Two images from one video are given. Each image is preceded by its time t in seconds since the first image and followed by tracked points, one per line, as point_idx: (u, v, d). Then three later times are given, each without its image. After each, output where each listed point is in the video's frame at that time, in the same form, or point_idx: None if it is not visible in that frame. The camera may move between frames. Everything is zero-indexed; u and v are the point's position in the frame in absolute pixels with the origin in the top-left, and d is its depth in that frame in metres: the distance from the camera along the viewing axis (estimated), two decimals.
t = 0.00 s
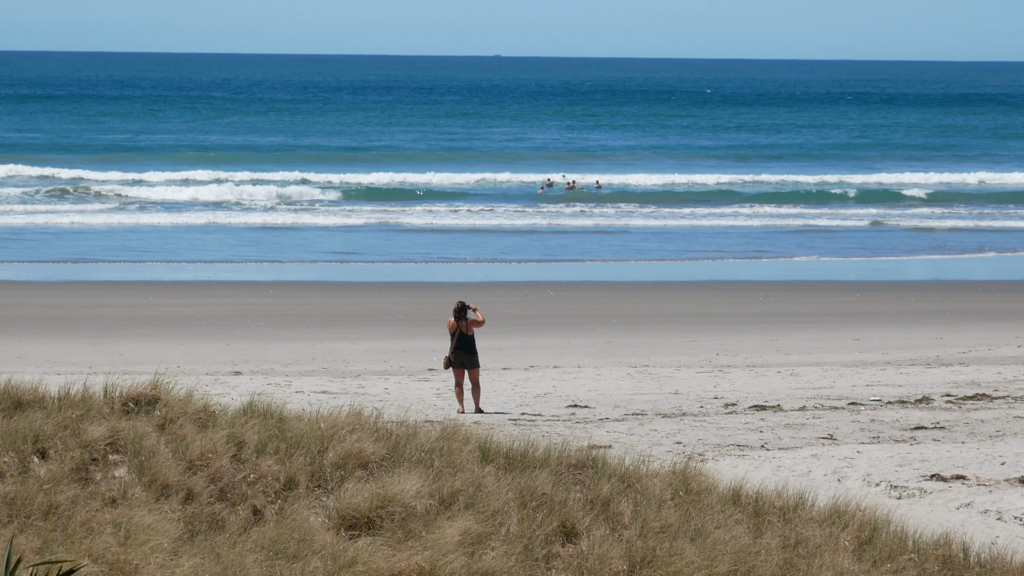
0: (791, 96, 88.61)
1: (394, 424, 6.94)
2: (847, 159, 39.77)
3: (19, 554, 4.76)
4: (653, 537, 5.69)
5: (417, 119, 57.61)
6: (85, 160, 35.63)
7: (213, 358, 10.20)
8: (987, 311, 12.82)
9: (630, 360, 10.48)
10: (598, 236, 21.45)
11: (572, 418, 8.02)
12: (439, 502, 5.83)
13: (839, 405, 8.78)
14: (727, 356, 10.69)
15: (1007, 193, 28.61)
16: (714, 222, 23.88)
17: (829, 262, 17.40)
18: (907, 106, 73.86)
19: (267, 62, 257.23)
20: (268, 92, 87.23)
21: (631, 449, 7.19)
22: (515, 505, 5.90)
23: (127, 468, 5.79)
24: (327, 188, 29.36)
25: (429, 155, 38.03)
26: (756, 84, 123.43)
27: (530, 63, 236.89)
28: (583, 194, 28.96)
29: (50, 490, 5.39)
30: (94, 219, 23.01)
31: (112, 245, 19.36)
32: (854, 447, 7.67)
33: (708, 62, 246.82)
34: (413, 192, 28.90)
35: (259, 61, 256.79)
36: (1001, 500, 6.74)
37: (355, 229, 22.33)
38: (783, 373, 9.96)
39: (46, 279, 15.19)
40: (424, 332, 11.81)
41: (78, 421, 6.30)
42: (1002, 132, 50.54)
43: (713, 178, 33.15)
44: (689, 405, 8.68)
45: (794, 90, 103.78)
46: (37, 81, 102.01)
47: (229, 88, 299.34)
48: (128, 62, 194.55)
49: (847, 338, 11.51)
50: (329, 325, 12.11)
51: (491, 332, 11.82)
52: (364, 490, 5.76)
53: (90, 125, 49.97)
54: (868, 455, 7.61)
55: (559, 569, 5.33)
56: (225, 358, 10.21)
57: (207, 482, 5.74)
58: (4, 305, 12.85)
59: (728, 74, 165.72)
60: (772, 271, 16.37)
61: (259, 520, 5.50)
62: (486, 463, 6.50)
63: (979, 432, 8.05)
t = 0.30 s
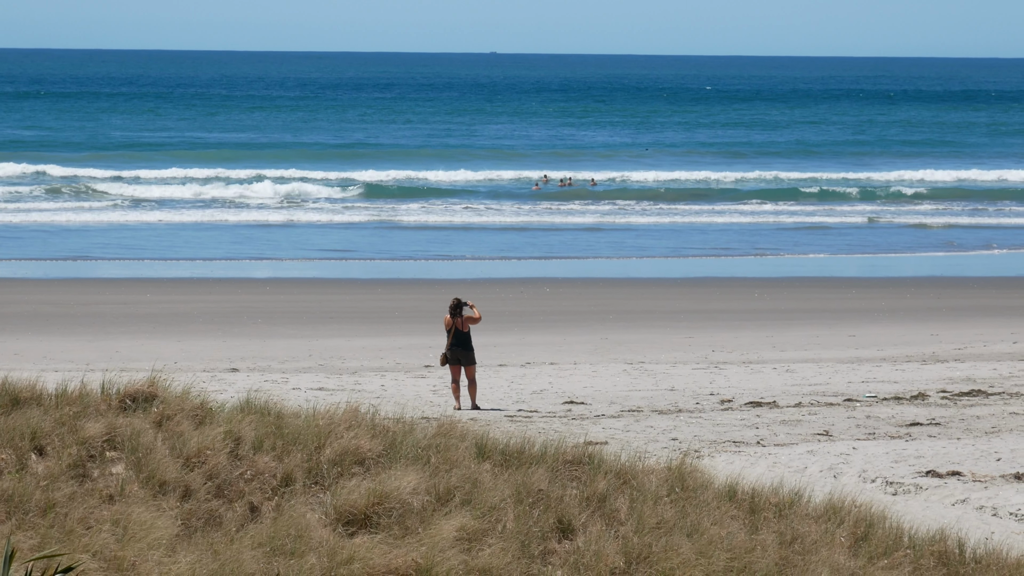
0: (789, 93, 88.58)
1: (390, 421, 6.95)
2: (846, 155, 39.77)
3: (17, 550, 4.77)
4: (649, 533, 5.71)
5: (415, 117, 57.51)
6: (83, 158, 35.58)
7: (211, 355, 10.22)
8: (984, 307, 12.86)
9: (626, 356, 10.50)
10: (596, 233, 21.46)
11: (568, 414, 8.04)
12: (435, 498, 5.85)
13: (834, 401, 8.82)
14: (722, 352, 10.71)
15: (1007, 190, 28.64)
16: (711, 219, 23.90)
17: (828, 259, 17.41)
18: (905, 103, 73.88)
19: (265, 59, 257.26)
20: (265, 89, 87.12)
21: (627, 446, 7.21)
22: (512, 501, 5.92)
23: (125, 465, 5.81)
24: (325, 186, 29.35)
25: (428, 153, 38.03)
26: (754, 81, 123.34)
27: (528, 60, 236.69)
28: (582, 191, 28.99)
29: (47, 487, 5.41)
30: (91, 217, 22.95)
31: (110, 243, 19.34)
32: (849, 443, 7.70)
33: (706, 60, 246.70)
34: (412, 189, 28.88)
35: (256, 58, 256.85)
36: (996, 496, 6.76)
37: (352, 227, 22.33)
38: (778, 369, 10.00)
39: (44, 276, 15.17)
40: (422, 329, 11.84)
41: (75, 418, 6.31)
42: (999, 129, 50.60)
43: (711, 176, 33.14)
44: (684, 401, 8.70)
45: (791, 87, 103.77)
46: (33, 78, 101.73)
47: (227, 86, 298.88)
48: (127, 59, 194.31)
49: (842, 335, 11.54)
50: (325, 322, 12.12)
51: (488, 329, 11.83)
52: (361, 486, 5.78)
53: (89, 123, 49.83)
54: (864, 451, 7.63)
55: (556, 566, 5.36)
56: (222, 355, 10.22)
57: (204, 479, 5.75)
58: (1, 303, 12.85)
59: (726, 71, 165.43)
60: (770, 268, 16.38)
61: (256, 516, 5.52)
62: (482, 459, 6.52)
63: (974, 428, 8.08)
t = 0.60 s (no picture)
0: (784, 93, 88.72)
1: (387, 419, 6.98)
2: (841, 156, 39.83)
3: (16, 548, 4.80)
4: (644, 531, 5.75)
5: (412, 117, 57.46)
6: (79, 158, 35.52)
7: (209, 354, 10.23)
8: (977, 306, 12.93)
9: (621, 355, 10.53)
10: (591, 232, 21.49)
11: (564, 412, 8.08)
12: (432, 496, 5.88)
13: (828, 399, 8.86)
14: (718, 351, 10.75)
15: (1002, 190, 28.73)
16: (706, 218, 23.95)
17: (823, 258, 17.45)
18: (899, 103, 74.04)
19: (261, 58, 256.72)
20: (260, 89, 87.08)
21: (622, 444, 7.25)
22: (507, 499, 5.95)
23: (123, 463, 5.83)
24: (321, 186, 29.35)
25: (424, 152, 38.02)
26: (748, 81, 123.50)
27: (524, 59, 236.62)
28: (577, 190, 29.01)
29: (45, 484, 5.43)
30: (88, 216, 22.90)
31: (107, 242, 19.30)
32: (843, 441, 7.75)
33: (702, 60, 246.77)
34: (408, 189, 28.84)
35: (254, 57, 256.13)
36: (988, 493, 6.81)
37: (348, 226, 22.33)
38: (773, 367, 10.04)
39: (41, 275, 15.16)
40: (418, 328, 11.86)
41: (74, 416, 6.34)
42: (992, 129, 50.79)
43: (707, 175, 33.19)
44: (679, 399, 8.75)
45: (786, 87, 104.00)
46: (29, 78, 101.30)
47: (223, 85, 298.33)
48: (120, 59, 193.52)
49: (836, 333, 11.60)
50: (322, 320, 12.14)
51: (484, 327, 11.86)
52: (358, 484, 5.81)
53: (84, 123, 49.68)
54: (858, 449, 7.68)
55: (551, 562, 5.40)
56: (220, 353, 10.24)
57: (202, 476, 5.77)
58: None
59: (720, 70, 165.62)
60: (765, 267, 16.43)
61: (254, 514, 5.54)
62: (478, 457, 6.56)
63: (967, 426, 8.14)
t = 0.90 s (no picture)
0: (778, 96, 88.99)
1: (383, 419, 7.03)
2: (835, 158, 39.97)
3: (14, 547, 4.83)
4: (638, 530, 5.81)
5: (408, 119, 57.53)
6: (75, 160, 35.53)
7: (207, 354, 10.28)
8: (968, 307, 13.02)
9: (615, 355, 10.59)
10: (586, 234, 21.56)
11: (557, 412, 8.13)
12: (427, 495, 5.93)
13: (820, 399, 8.93)
14: (710, 351, 10.81)
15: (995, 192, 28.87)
16: (701, 219, 24.04)
17: (817, 259, 17.52)
18: (893, 106, 74.31)
19: (257, 60, 256.70)
20: (255, 92, 87.15)
21: (616, 443, 7.30)
22: (502, 498, 6.01)
23: (120, 462, 5.87)
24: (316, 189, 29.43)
25: (418, 154, 38.10)
26: (743, 84, 123.81)
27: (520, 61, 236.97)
28: (573, 192, 29.09)
29: (44, 483, 5.47)
30: (84, 218, 22.91)
31: (103, 243, 19.32)
32: (835, 441, 7.81)
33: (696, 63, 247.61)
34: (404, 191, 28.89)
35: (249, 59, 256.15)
36: (979, 492, 6.88)
37: (343, 228, 22.38)
38: (765, 368, 10.10)
39: (39, 276, 15.19)
40: (412, 328, 11.91)
41: (71, 415, 6.37)
42: (985, 132, 50.99)
43: (702, 177, 33.29)
44: (672, 399, 8.80)
45: (781, 90, 104.23)
46: (24, 80, 101.11)
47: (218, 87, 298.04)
48: (111, 61, 193.63)
49: (828, 333, 11.67)
50: (318, 320, 12.19)
51: (478, 328, 11.92)
52: (353, 483, 5.85)
53: (80, 125, 49.66)
54: (849, 448, 7.75)
55: (545, 561, 5.45)
56: (217, 353, 10.28)
57: (198, 475, 5.82)
58: None
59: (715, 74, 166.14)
60: (759, 268, 16.50)
61: (250, 513, 5.58)
62: (473, 457, 6.61)
63: (958, 426, 8.21)
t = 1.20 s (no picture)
0: (771, 98, 89.25)
1: (374, 419, 7.07)
2: (828, 160, 40.11)
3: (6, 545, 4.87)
4: (626, 529, 5.87)
5: (402, 121, 57.56)
6: (68, 162, 35.50)
7: (200, 354, 10.31)
8: (956, 309, 13.10)
9: (604, 355, 10.65)
10: (578, 236, 21.64)
11: (547, 412, 8.19)
12: (417, 494, 5.99)
13: (808, 400, 9.01)
14: (700, 352, 10.88)
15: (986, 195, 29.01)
16: (693, 221, 24.14)
17: (807, 261, 17.60)
18: (884, 108, 74.61)
19: (251, 60, 256.40)
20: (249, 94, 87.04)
21: (606, 443, 7.36)
22: (492, 497, 6.06)
23: (113, 461, 5.91)
24: (309, 191, 29.47)
25: (411, 157, 38.15)
26: (736, 87, 124.09)
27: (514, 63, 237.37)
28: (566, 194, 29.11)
29: (36, 483, 5.51)
30: (76, 219, 22.89)
31: (96, 244, 19.33)
32: (823, 441, 7.89)
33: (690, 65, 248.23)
34: (397, 193, 28.92)
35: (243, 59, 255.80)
36: (965, 492, 6.96)
37: (335, 230, 22.40)
38: (753, 368, 10.18)
39: (32, 276, 15.19)
40: (404, 329, 11.95)
41: (64, 414, 6.41)
42: (976, 134, 51.22)
43: (694, 179, 33.40)
44: (661, 399, 8.87)
45: (774, 93, 104.46)
46: (17, 82, 100.89)
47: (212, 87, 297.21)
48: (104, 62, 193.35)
49: (816, 335, 11.75)
50: (309, 321, 12.25)
51: (469, 328, 11.98)
52: (345, 482, 5.91)
53: (74, 126, 49.57)
54: (837, 448, 7.83)
55: (535, 560, 5.51)
56: (210, 353, 10.32)
57: (190, 474, 5.86)
58: None
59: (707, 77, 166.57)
60: (749, 270, 16.57)
61: (242, 511, 5.62)
62: (463, 456, 6.66)
63: (945, 426, 8.30)
